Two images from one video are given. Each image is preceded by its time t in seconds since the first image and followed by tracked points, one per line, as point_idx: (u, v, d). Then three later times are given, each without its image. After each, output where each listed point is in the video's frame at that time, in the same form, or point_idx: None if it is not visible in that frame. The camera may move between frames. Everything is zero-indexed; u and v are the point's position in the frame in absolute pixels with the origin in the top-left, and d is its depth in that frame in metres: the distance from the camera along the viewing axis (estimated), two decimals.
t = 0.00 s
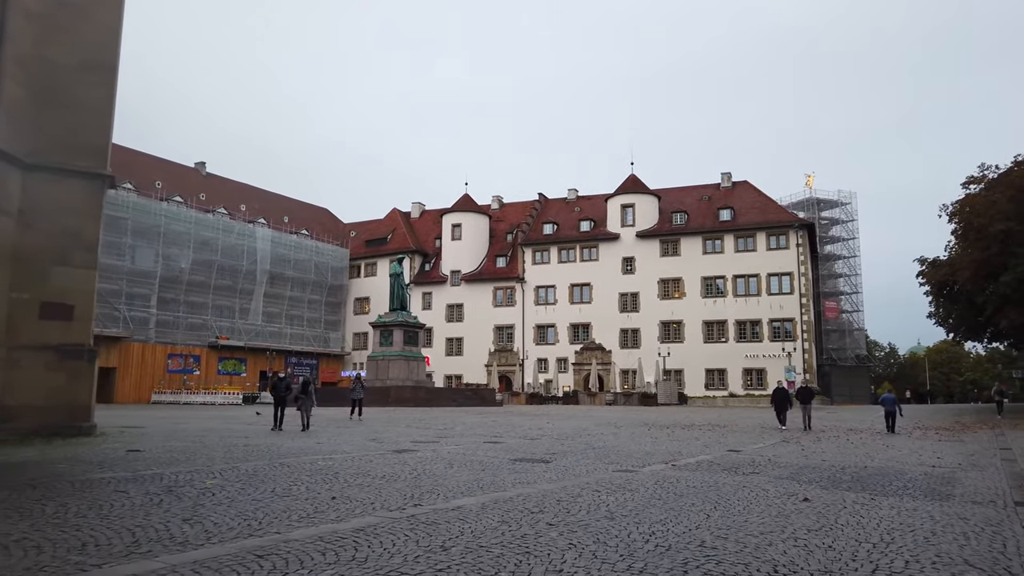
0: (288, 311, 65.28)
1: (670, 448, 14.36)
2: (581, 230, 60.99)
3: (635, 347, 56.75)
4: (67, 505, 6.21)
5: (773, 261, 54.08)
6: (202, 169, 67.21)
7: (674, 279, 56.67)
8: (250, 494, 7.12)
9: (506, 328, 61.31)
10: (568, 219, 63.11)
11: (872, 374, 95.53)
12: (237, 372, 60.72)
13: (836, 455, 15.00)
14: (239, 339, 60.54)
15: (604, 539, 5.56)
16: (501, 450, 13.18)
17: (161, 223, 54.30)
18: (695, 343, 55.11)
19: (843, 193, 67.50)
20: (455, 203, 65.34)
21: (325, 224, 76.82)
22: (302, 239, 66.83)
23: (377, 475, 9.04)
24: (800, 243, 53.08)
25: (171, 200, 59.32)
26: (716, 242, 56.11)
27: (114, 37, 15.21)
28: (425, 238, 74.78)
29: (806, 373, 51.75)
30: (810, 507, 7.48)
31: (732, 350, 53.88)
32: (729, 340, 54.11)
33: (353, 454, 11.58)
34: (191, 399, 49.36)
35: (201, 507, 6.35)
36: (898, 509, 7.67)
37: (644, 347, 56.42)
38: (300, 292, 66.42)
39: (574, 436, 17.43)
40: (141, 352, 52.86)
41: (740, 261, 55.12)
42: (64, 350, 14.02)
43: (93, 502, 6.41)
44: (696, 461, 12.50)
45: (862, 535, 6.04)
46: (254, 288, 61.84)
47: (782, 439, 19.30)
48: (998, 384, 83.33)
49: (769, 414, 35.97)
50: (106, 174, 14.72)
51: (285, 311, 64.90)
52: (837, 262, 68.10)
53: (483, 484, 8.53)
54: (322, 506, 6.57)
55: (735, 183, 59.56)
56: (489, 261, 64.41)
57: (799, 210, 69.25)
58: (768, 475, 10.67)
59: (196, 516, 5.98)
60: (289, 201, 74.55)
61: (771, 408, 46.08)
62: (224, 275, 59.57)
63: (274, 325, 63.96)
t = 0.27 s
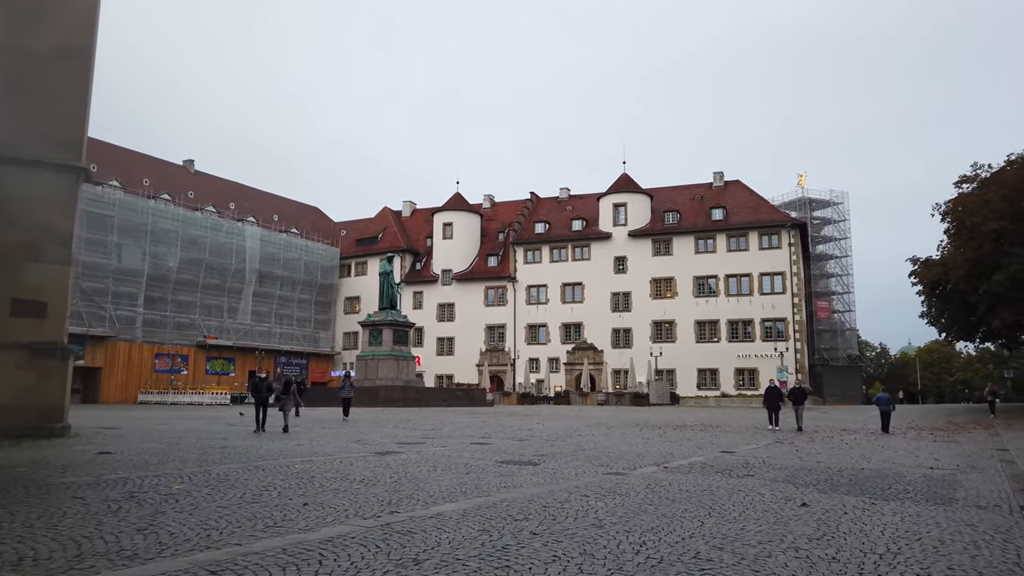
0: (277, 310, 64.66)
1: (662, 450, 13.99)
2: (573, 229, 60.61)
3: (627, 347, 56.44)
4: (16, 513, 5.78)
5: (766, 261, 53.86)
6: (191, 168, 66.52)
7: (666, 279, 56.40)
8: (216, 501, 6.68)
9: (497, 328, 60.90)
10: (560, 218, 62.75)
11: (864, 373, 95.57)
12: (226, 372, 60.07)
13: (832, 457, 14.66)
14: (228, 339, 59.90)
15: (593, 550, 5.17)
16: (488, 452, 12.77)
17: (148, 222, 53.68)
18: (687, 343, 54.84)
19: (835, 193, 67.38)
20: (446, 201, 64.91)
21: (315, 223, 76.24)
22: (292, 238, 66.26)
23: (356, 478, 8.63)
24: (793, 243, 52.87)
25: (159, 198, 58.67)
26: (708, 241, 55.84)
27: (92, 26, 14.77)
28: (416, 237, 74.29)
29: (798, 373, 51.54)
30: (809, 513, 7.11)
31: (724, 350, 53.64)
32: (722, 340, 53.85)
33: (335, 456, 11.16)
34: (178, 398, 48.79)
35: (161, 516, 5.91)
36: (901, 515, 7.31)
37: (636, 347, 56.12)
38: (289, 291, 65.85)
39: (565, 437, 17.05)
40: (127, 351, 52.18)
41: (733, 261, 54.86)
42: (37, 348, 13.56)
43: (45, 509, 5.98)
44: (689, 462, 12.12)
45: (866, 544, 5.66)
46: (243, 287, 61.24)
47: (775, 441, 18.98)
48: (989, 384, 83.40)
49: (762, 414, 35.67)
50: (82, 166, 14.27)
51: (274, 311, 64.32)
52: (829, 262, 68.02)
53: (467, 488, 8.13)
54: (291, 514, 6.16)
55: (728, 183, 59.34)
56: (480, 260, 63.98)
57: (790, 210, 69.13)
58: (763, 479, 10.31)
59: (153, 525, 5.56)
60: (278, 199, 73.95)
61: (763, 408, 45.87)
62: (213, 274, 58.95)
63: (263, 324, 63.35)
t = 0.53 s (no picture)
0: (271, 307, 64.12)
1: (659, 450, 13.61)
2: (569, 227, 60.23)
3: (623, 345, 56.09)
4: None
5: (762, 259, 53.54)
6: (184, 164, 65.97)
7: (662, 276, 56.05)
8: (185, 505, 6.29)
9: (493, 326, 60.51)
10: (556, 215, 62.37)
11: (860, 372, 95.39)
12: (219, 370, 59.56)
13: (833, 457, 14.29)
14: (221, 336, 59.34)
15: (585, 560, 4.78)
16: (479, 453, 12.37)
17: (139, 218, 53.07)
18: (683, 341, 54.51)
19: (832, 191, 67.08)
20: (441, 199, 64.47)
21: (309, 220, 75.73)
22: (286, 235, 65.76)
23: (338, 480, 8.24)
24: (790, 241, 52.55)
25: (151, 195, 58.14)
26: (704, 239, 55.48)
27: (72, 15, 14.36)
28: (411, 234, 73.84)
29: (795, 371, 51.25)
30: (814, 517, 6.72)
31: (720, 348, 53.33)
32: (718, 338, 53.53)
33: (319, 457, 10.76)
34: (170, 397, 48.33)
35: (123, 522, 5.52)
36: (912, 519, 6.93)
37: (632, 345, 55.77)
38: (283, 289, 65.36)
39: (559, 436, 16.66)
40: (119, 349, 51.62)
41: (729, 258, 54.53)
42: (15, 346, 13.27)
43: None
44: (686, 463, 11.74)
45: (878, 552, 5.29)
46: (236, 285, 60.73)
47: (774, 440, 18.62)
48: (985, 383, 83.14)
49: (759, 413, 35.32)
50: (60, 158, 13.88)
51: (268, 308, 63.84)
52: (825, 260, 67.73)
53: (453, 491, 7.74)
54: (262, 520, 5.75)
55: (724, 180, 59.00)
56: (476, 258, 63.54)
57: (787, 208, 68.78)
58: (764, 480, 9.93)
59: (112, 533, 5.16)
60: (272, 196, 73.42)
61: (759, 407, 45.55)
62: (206, 271, 58.43)
63: (256, 322, 62.86)
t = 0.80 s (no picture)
0: (265, 307, 63.59)
1: (656, 453, 13.22)
2: (565, 226, 59.83)
3: (619, 345, 55.73)
4: None
5: (759, 259, 53.20)
6: (176, 162, 65.45)
7: (658, 276, 55.69)
8: (147, 517, 5.87)
9: (488, 326, 60.08)
10: (551, 214, 61.98)
11: (856, 373, 95.20)
12: (212, 371, 59.00)
13: (834, 461, 13.91)
14: (214, 336, 58.79)
15: None
16: (470, 457, 11.95)
17: (132, 217, 52.71)
18: (679, 341, 54.15)
19: (829, 191, 66.81)
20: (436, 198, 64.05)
21: (304, 219, 75.23)
22: (280, 234, 65.26)
23: (317, 488, 7.82)
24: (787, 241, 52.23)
25: (143, 193, 57.64)
26: (701, 238, 55.14)
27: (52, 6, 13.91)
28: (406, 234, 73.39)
29: (792, 371, 50.94)
30: (820, 530, 6.31)
31: (717, 348, 52.98)
32: (714, 338, 53.19)
33: (302, 462, 10.34)
34: (162, 397, 47.82)
35: (74, 538, 5.09)
36: (923, 531, 6.53)
37: (628, 345, 55.40)
38: (277, 288, 64.86)
39: (553, 439, 16.25)
40: (110, 349, 51.09)
41: (726, 258, 54.20)
42: None
43: None
44: (683, 467, 11.34)
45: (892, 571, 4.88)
46: (229, 284, 60.22)
47: (772, 443, 18.25)
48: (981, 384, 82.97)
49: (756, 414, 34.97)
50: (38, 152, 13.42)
51: (261, 308, 63.34)
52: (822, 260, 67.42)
53: (437, 501, 7.32)
54: (225, 536, 5.32)
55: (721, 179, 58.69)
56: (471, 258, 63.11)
57: (784, 207, 68.44)
58: (765, 486, 9.52)
59: (58, 551, 4.74)
60: (266, 195, 72.93)
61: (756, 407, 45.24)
62: (199, 271, 57.92)
63: (250, 322, 62.35)
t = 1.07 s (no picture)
0: (258, 306, 63.11)
1: (651, 454, 12.83)
2: (561, 225, 59.46)
3: (615, 345, 55.37)
4: None
5: (756, 258, 52.89)
6: (169, 160, 64.94)
7: (654, 275, 55.36)
8: (105, 524, 5.47)
9: (483, 326, 59.68)
10: (547, 213, 61.60)
11: (852, 372, 94.99)
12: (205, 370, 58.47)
13: (834, 462, 13.54)
14: (206, 336, 58.27)
15: None
16: (461, 459, 11.55)
17: (122, 214, 52.12)
18: (676, 341, 53.81)
19: (825, 190, 66.55)
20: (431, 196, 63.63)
21: (298, 218, 74.74)
22: (274, 233, 64.77)
23: (295, 491, 7.42)
24: (783, 240, 51.92)
25: (135, 191, 57.14)
26: (697, 237, 54.81)
27: None
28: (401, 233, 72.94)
29: (788, 371, 50.64)
30: (825, 536, 5.92)
31: (713, 348, 52.67)
32: (711, 338, 52.86)
33: (283, 464, 9.93)
34: (153, 397, 47.32)
35: (19, 549, 4.69)
36: (935, 536, 6.14)
37: (624, 345, 55.05)
38: (271, 287, 64.36)
39: (547, 440, 15.86)
40: (100, 350, 50.54)
41: (722, 257, 53.87)
42: None
43: None
44: (680, 469, 10.95)
45: None
46: (222, 283, 59.71)
47: (771, 444, 17.87)
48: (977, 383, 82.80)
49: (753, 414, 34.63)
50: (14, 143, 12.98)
51: (255, 307, 62.85)
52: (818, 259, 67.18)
53: (421, 504, 6.91)
54: (184, 545, 4.91)
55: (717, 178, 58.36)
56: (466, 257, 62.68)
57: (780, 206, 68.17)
58: (766, 488, 9.13)
59: None
60: (260, 194, 72.43)
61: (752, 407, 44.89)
62: (191, 270, 57.40)
63: (243, 321, 61.84)
